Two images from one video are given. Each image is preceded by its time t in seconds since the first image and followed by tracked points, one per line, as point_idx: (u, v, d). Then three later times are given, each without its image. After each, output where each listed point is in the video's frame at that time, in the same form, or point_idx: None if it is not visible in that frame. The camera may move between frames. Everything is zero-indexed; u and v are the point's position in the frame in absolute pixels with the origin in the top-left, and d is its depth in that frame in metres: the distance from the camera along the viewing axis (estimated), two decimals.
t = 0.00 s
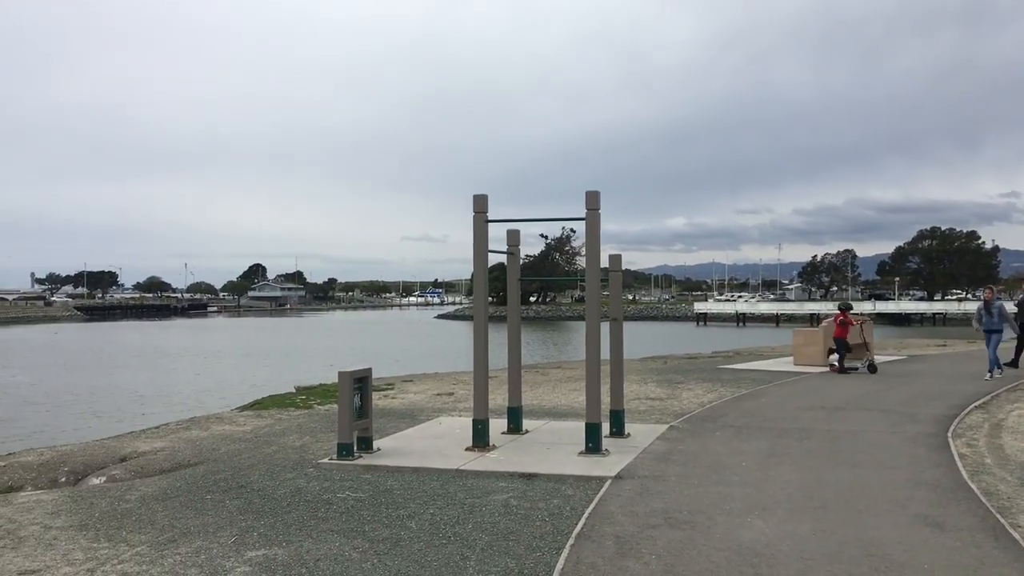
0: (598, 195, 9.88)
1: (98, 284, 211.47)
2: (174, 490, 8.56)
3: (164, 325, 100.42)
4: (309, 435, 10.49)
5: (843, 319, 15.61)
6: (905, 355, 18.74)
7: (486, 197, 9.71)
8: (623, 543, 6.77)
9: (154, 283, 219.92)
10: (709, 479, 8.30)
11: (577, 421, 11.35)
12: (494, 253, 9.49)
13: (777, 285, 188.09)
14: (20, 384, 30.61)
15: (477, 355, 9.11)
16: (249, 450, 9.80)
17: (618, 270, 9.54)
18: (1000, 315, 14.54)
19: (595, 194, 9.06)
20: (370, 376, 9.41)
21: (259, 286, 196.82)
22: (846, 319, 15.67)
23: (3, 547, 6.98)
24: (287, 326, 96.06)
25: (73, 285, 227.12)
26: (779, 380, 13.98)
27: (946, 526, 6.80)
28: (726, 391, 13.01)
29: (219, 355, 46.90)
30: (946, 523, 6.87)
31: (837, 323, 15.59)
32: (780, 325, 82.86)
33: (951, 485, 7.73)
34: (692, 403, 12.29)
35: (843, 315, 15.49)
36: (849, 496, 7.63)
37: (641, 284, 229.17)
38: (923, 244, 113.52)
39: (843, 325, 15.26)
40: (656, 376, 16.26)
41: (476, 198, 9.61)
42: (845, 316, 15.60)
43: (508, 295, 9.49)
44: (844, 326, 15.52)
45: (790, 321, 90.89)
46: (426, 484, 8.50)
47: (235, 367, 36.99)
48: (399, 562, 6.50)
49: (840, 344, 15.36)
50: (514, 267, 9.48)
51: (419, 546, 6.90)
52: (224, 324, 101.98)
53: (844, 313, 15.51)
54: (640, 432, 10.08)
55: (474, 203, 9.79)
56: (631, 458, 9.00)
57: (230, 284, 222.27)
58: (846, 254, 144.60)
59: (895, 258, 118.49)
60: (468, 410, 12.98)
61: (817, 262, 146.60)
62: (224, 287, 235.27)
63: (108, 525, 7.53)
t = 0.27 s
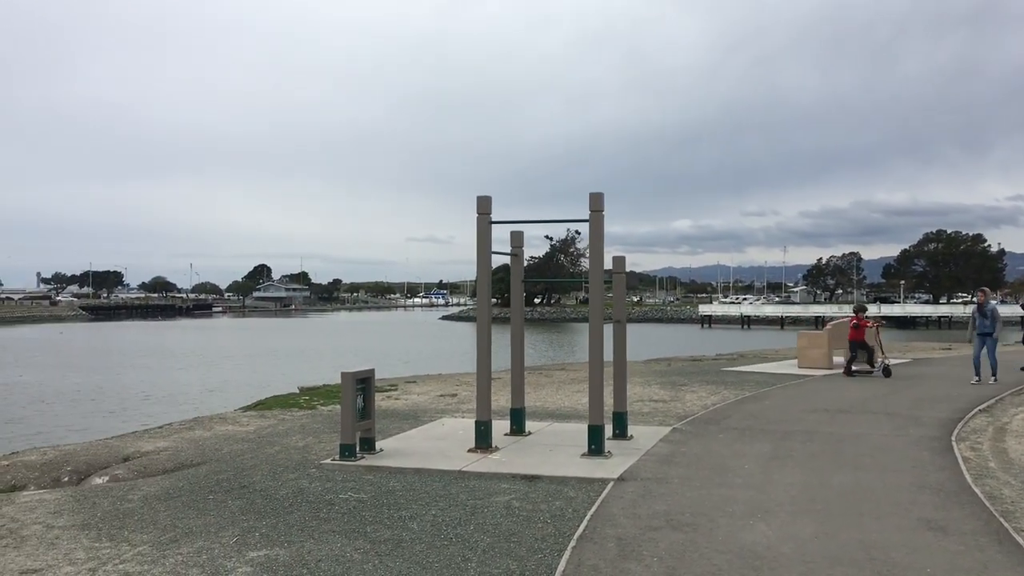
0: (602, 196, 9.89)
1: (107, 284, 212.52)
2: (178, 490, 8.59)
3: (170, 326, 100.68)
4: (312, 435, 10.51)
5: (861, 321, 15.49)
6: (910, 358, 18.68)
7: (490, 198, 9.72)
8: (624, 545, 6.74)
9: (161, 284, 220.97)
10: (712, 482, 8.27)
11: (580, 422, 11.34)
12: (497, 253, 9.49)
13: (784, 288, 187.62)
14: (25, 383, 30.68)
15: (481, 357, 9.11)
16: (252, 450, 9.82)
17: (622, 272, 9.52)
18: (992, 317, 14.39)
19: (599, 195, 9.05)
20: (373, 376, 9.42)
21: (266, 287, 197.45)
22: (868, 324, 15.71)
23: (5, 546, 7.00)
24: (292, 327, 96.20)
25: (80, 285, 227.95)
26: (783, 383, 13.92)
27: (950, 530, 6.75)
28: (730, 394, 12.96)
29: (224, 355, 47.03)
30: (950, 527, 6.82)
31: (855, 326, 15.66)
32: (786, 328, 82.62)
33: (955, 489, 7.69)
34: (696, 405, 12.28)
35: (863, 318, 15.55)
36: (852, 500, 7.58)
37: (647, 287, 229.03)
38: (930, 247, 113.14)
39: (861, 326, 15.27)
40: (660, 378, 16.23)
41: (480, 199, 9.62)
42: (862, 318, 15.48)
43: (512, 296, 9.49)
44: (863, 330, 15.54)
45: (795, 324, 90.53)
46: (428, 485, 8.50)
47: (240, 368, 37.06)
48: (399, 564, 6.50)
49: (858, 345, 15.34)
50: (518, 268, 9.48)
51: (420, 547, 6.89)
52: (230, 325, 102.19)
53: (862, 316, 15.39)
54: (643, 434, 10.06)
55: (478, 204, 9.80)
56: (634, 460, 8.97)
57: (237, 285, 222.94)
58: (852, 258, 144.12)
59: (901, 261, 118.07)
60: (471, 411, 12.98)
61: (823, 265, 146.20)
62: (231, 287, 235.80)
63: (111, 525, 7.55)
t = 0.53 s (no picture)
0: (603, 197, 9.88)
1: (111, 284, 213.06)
2: (179, 490, 8.60)
3: (173, 326, 100.77)
4: (314, 435, 10.52)
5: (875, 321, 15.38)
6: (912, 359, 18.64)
7: (492, 199, 9.72)
8: (624, 546, 6.73)
9: (165, 284, 221.44)
10: (713, 483, 8.25)
11: (581, 423, 11.33)
12: (498, 254, 9.49)
13: (787, 288, 187.34)
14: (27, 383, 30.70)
15: (482, 357, 9.11)
16: (254, 450, 9.83)
17: (623, 272, 9.52)
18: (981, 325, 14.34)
19: (600, 196, 9.04)
20: (374, 377, 9.43)
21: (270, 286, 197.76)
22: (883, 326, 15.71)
23: (6, 546, 7.02)
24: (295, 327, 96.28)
25: (85, 285, 228.53)
26: (785, 384, 13.89)
27: (952, 531, 6.73)
28: (732, 395, 12.94)
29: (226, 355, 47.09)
30: (951, 528, 6.80)
31: (870, 327, 15.67)
32: (788, 329, 82.48)
33: (957, 490, 7.66)
34: (697, 406, 12.25)
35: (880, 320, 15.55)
36: (854, 501, 7.56)
37: (650, 287, 228.86)
38: (933, 248, 112.90)
39: (878, 327, 15.24)
40: (661, 379, 16.20)
41: (482, 199, 9.62)
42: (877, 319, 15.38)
43: (513, 296, 9.49)
44: (879, 332, 15.55)
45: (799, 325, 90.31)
46: (429, 486, 8.51)
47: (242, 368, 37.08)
48: (399, 564, 6.51)
49: (872, 347, 15.31)
50: (519, 268, 9.48)
51: (421, 548, 6.89)
52: (233, 325, 102.26)
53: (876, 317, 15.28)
54: (644, 435, 10.05)
55: (480, 204, 9.80)
56: (635, 461, 8.96)
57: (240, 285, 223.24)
58: (855, 258, 143.80)
59: (905, 262, 117.82)
60: (472, 412, 12.97)
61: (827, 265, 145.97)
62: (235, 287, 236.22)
63: (112, 525, 7.56)
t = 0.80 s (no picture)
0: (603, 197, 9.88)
1: (111, 284, 213.11)
2: (179, 489, 8.60)
3: (173, 326, 100.72)
4: (313, 435, 10.52)
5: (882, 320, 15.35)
6: (913, 359, 18.65)
7: (492, 198, 9.73)
8: (624, 546, 6.73)
9: (166, 284, 221.61)
10: (713, 483, 8.24)
11: (581, 423, 11.32)
12: (498, 254, 9.48)
13: (787, 288, 187.31)
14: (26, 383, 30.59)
15: (482, 357, 9.10)
16: (253, 450, 9.83)
17: (623, 272, 9.51)
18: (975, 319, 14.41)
19: (601, 195, 9.05)
20: (374, 376, 9.43)
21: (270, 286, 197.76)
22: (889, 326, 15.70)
23: (6, 545, 7.02)
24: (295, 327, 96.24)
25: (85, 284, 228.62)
26: (786, 384, 13.88)
27: (952, 532, 6.72)
28: (732, 395, 12.92)
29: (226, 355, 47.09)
30: (951, 528, 6.79)
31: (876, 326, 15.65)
32: (788, 329, 82.42)
33: (957, 490, 7.65)
34: (698, 406, 12.25)
35: (887, 319, 15.54)
36: (854, 501, 7.55)
37: (650, 287, 228.84)
38: (933, 248, 112.87)
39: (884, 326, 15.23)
40: (662, 378, 16.20)
41: (482, 198, 9.63)
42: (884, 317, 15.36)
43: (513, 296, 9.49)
44: (884, 331, 15.52)
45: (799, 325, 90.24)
46: (429, 485, 8.50)
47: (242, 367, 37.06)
48: (398, 563, 6.50)
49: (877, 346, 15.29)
50: (519, 268, 9.48)
51: (420, 548, 6.89)
52: (232, 325, 102.21)
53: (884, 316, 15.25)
54: (644, 435, 10.04)
55: (480, 204, 9.80)
56: (635, 461, 8.95)
57: (240, 285, 223.28)
58: (856, 258, 143.73)
59: (905, 262, 117.79)
60: (472, 411, 12.96)
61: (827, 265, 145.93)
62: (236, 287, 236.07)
63: (111, 524, 7.56)
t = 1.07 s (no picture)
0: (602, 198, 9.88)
1: (111, 283, 213.15)
2: (178, 490, 8.59)
3: (172, 325, 100.71)
4: (313, 435, 10.51)
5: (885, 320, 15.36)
6: (913, 360, 18.63)
7: (491, 199, 9.74)
8: (623, 547, 6.71)
9: (166, 283, 221.72)
10: (713, 484, 8.23)
11: (581, 424, 11.31)
12: (497, 254, 9.49)
13: (787, 288, 187.27)
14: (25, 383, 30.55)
15: (481, 357, 9.10)
16: (253, 450, 9.83)
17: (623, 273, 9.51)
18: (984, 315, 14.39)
19: (600, 197, 9.05)
20: (373, 377, 9.44)
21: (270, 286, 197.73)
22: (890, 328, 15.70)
23: (5, 545, 7.02)
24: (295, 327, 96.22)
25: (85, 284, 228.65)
26: (785, 385, 13.87)
27: (952, 533, 6.71)
28: (732, 395, 12.92)
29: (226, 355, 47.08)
30: (951, 530, 6.78)
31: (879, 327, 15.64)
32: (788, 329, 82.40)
33: (956, 491, 7.65)
34: (697, 406, 12.25)
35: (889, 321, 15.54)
36: (854, 502, 7.55)
37: (651, 287, 228.77)
38: (933, 249, 112.89)
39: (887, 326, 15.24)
40: (661, 379, 16.20)
41: (481, 199, 9.64)
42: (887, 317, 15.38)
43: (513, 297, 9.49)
44: (886, 331, 15.52)
45: (799, 326, 90.20)
46: (428, 486, 8.50)
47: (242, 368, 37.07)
48: (397, 564, 6.50)
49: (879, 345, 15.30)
50: (519, 268, 9.48)
51: (419, 548, 6.88)
52: (232, 325, 102.25)
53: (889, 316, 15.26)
54: (643, 436, 10.03)
55: (479, 205, 9.80)
56: (634, 462, 8.95)
57: (240, 285, 223.29)
58: (856, 258, 143.70)
59: (904, 263, 117.78)
60: (472, 412, 12.95)
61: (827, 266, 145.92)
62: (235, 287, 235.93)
63: (110, 525, 7.55)
